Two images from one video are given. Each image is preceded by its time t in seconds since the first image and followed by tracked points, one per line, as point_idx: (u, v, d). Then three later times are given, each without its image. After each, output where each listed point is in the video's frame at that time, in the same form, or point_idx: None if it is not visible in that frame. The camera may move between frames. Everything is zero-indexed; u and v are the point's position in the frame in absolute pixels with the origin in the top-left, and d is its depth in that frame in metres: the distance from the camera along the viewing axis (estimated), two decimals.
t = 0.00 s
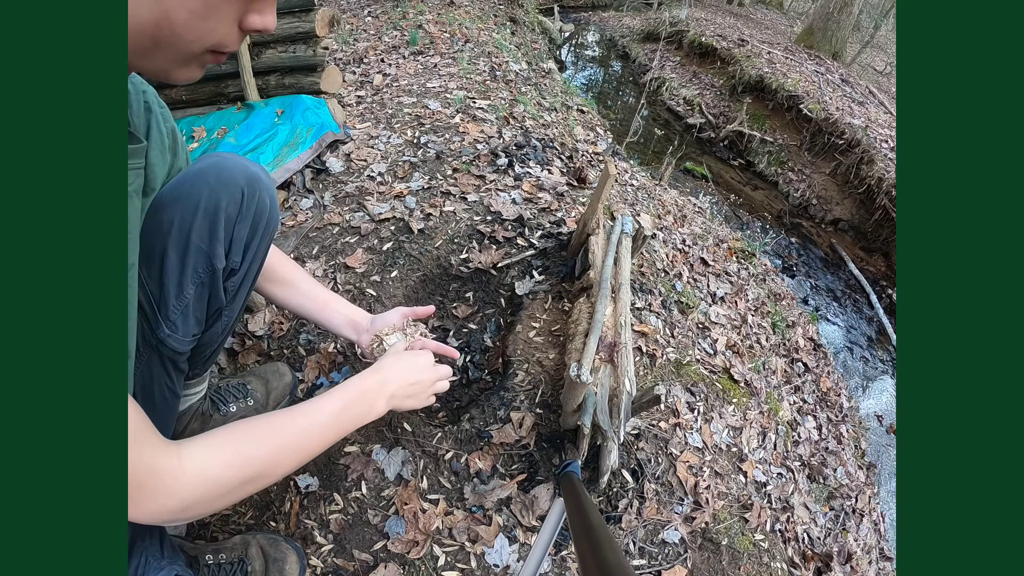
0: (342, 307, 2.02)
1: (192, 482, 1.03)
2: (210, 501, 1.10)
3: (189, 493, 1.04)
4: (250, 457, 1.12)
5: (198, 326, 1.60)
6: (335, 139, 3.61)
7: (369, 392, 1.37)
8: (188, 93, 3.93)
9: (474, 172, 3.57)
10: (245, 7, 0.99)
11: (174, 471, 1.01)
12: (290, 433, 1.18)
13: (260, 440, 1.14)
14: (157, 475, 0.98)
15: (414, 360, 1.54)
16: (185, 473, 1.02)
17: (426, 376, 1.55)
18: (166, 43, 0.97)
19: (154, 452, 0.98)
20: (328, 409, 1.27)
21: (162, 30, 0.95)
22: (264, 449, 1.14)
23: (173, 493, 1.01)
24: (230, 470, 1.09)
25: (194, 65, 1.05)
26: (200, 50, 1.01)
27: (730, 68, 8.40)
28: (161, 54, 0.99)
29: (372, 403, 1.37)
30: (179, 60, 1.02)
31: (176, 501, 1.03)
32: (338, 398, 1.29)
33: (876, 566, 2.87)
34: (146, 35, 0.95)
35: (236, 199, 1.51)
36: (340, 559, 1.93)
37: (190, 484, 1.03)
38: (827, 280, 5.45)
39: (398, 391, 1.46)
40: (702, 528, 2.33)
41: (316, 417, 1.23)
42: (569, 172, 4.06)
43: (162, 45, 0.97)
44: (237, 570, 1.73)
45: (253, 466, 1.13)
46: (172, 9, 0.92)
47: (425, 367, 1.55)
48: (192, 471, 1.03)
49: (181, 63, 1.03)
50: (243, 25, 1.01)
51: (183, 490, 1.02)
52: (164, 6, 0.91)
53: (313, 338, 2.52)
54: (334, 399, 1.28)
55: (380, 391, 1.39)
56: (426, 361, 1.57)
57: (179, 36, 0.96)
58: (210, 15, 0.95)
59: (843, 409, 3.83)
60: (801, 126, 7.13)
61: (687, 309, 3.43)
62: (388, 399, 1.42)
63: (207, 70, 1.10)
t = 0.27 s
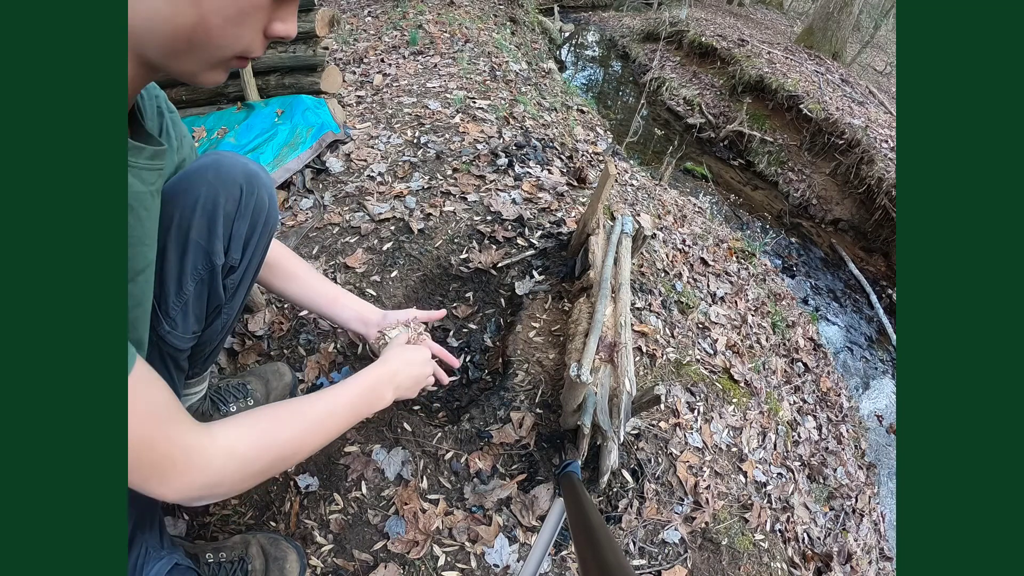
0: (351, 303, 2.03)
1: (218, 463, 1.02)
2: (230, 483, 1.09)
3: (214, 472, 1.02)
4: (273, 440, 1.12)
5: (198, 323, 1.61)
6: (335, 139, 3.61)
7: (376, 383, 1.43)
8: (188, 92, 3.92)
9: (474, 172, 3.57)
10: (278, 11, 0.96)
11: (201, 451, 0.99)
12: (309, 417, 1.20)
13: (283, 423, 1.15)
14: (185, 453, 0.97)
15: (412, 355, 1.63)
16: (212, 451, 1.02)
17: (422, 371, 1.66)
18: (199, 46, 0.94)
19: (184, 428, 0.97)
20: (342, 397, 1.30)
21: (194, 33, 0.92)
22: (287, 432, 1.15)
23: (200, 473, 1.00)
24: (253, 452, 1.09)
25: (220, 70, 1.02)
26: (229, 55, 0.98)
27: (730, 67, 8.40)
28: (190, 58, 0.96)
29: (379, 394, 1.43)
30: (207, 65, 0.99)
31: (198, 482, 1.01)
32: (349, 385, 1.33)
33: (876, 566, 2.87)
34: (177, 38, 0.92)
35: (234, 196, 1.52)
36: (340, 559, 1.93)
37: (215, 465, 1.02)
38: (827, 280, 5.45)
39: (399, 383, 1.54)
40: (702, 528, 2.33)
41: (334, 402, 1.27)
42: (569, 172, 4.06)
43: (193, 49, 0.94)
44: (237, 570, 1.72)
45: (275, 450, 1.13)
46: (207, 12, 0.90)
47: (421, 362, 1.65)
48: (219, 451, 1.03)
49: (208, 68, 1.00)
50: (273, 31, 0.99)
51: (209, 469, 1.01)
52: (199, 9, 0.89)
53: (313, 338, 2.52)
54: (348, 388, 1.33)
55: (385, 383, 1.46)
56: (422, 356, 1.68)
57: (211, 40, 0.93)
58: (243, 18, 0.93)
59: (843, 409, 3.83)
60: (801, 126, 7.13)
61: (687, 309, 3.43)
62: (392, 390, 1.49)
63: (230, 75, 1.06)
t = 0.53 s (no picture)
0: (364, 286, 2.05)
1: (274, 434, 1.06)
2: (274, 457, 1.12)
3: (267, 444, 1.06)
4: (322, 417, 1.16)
5: (200, 315, 1.64)
6: (335, 139, 3.61)
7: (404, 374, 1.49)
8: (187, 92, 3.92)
9: (474, 172, 3.57)
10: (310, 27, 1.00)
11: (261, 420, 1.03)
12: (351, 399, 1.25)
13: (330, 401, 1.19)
14: (247, 423, 1.00)
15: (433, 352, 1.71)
16: (268, 423, 1.05)
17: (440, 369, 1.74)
18: (234, 58, 0.97)
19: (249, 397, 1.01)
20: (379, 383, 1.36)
21: (231, 45, 0.95)
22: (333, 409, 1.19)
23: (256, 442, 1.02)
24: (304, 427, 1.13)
25: (249, 80, 1.06)
26: (260, 65, 1.02)
27: (730, 67, 8.40)
28: (223, 67, 1.00)
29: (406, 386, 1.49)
30: (238, 75, 1.02)
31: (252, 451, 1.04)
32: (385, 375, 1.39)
33: (876, 566, 2.87)
34: (214, 49, 0.95)
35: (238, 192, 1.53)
36: (340, 559, 1.93)
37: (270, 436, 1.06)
38: (827, 279, 5.45)
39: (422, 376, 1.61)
40: (702, 527, 2.33)
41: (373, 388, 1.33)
42: (569, 172, 4.06)
43: (228, 60, 0.98)
44: (238, 567, 1.72)
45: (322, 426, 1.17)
46: (247, 27, 0.92)
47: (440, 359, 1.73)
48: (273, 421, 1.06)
49: (238, 78, 1.04)
50: (302, 44, 1.03)
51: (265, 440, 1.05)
52: (240, 24, 0.92)
53: (313, 338, 2.52)
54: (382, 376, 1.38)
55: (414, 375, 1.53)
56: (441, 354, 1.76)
57: (247, 53, 0.97)
58: (278, 34, 0.96)
59: (843, 409, 3.83)
60: (801, 126, 7.13)
61: (687, 309, 3.43)
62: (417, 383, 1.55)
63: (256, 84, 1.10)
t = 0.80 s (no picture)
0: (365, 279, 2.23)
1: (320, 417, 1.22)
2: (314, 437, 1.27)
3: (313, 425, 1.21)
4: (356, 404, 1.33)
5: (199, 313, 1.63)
6: (335, 139, 3.61)
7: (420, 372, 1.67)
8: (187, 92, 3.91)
9: (474, 172, 3.57)
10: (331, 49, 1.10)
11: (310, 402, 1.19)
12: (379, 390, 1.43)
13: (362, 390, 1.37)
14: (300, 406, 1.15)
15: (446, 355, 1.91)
16: (317, 406, 1.21)
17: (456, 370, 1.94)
18: (259, 74, 1.08)
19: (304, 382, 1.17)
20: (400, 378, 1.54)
21: (260, 62, 1.05)
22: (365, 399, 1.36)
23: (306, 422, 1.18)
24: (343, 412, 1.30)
25: (271, 93, 1.17)
26: (284, 81, 1.12)
27: (730, 67, 8.40)
28: (250, 81, 1.10)
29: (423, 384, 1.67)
30: (262, 88, 1.13)
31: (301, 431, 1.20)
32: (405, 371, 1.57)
33: (876, 566, 2.87)
34: (242, 65, 1.06)
35: (238, 188, 1.55)
36: (340, 560, 1.93)
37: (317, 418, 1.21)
38: (827, 279, 5.45)
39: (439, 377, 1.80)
40: (702, 527, 2.33)
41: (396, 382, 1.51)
42: (569, 172, 4.06)
43: (254, 75, 1.09)
44: (238, 566, 1.73)
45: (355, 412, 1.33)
46: (273, 48, 1.03)
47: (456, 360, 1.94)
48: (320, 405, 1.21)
49: (262, 91, 1.15)
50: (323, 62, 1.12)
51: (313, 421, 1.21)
52: (270, 43, 1.02)
53: (313, 338, 2.52)
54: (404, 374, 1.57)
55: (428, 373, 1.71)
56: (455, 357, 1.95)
57: (273, 70, 1.07)
58: (302, 56, 1.06)
59: (843, 409, 3.83)
60: (801, 126, 7.14)
61: (687, 309, 3.43)
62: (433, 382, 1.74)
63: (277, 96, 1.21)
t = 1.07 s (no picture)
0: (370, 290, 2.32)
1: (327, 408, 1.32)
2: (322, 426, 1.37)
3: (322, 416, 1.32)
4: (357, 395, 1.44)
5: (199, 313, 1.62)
6: (335, 139, 3.61)
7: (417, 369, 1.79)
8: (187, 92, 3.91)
9: (474, 172, 3.57)
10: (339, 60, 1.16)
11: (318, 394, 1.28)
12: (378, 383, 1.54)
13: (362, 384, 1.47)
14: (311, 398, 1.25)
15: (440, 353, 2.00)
16: (329, 397, 1.32)
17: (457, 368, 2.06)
18: (272, 83, 1.13)
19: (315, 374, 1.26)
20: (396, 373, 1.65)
21: (273, 73, 1.10)
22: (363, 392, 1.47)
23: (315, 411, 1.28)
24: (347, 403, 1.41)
25: (280, 102, 1.22)
26: (293, 91, 1.17)
27: (730, 67, 8.40)
28: (263, 92, 1.15)
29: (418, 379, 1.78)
30: (273, 97, 1.18)
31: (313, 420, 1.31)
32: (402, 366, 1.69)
33: (876, 566, 2.87)
34: (255, 75, 1.11)
35: (238, 186, 1.57)
36: (340, 559, 1.94)
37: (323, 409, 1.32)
38: (827, 279, 5.45)
39: (437, 372, 1.93)
40: (702, 527, 2.33)
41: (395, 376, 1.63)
42: (569, 172, 4.06)
43: (267, 85, 1.13)
44: (238, 565, 1.73)
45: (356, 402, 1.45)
46: (287, 59, 1.08)
47: (456, 356, 2.06)
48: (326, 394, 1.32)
49: (272, 100, 1.20)
50: (330, 73, 1.18)
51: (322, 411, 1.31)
52: (283, 56, 1.07)
53: (313, 338, 2.52)
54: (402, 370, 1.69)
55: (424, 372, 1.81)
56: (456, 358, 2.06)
57: (285, 80, 1.12)
58: (313, 67, 1.12)
59: (843, 409, 3.83)
60: (801, 126, 7.14)
61: (687, 309, 3.43)
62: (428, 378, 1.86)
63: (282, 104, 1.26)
